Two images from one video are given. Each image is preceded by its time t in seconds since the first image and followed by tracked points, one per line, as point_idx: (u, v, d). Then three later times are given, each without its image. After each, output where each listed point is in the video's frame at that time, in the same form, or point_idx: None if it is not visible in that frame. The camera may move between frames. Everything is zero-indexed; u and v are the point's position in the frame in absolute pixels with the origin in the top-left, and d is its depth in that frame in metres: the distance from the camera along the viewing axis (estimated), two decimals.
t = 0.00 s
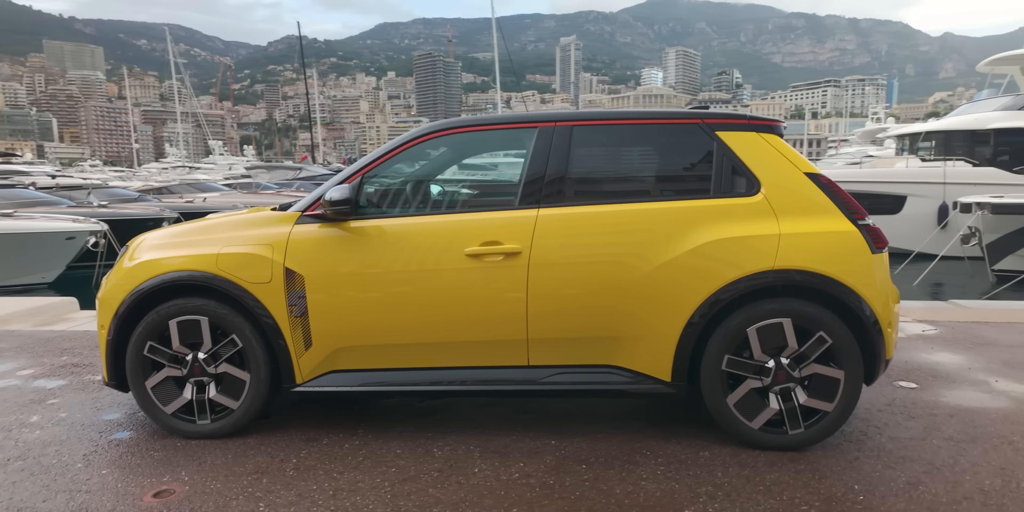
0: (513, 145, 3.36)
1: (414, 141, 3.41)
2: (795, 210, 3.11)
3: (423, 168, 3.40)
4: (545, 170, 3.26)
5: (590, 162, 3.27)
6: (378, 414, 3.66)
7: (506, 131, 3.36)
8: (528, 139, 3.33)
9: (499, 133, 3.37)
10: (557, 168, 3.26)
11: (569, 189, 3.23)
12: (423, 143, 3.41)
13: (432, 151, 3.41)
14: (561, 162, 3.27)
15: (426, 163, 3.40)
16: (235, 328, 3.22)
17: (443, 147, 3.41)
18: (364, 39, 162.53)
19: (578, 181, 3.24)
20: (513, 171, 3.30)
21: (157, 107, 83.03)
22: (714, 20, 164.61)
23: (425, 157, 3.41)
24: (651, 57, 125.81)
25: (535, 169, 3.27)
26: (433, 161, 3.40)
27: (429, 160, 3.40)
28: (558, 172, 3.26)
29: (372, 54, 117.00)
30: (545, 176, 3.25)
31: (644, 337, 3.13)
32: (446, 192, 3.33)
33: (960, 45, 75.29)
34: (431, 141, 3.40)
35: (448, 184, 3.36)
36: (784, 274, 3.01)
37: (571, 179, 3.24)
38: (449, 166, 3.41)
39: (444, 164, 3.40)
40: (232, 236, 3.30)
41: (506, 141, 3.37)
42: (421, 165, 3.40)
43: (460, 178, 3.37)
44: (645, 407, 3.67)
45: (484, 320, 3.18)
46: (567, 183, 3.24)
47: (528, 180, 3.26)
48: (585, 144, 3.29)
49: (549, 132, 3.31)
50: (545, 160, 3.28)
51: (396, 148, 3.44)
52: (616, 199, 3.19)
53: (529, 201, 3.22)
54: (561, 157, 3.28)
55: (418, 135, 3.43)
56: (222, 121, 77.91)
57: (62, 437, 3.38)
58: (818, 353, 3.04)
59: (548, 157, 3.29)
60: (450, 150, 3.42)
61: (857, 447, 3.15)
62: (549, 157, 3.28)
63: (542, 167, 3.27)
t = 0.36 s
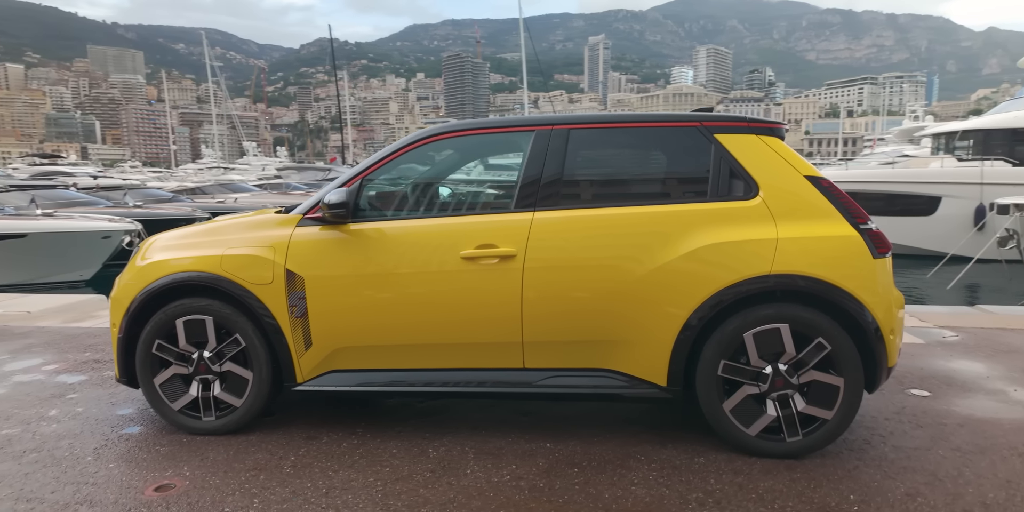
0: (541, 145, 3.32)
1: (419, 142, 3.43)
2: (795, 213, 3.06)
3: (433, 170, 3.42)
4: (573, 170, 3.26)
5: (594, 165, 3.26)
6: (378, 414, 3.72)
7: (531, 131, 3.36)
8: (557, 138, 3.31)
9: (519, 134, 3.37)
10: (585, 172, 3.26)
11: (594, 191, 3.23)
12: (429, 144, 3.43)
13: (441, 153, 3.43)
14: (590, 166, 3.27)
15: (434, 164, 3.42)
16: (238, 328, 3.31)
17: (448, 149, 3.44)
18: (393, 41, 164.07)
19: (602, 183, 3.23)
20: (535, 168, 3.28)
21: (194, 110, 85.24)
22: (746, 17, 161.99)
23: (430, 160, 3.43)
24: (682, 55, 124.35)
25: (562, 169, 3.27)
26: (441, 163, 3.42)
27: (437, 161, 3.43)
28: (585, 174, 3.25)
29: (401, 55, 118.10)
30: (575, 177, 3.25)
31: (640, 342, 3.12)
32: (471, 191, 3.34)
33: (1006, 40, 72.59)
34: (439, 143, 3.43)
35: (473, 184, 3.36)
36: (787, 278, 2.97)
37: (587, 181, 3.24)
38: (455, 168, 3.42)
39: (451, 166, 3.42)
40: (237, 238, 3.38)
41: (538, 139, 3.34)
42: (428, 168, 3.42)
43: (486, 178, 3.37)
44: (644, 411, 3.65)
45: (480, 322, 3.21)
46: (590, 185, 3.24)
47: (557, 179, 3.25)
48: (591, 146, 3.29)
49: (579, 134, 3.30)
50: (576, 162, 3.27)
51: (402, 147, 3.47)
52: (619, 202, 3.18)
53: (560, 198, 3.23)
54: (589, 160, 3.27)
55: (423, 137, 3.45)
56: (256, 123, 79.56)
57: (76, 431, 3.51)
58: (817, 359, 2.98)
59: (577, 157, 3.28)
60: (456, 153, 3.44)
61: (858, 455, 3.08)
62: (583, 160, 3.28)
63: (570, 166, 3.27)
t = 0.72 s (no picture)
0: (572, 146, 3.29)
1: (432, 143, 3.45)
2: (803, 216, 3.00)
3: (448, 171, 3.43)
4: (601, 172, 3.24)
5: (617, 166, 3.23)
6: (386, 413, 3.77)
7: (560, 133, 3.32)
8: (587, 141, 3.28)
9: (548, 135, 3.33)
10: (615, 172, 3.23)
11: (619, 192, 3.19)
12: (440, 146, 3.44)
13: (454, 154, 3.43)
14: (616, 166, 3.23)
15: (446, 167, 3.43)
16: (249, 327, 3.40)
17: (459, 152, 3.44)
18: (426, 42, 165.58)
19: (631, 184, 3.19)
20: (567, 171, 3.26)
21: (232, 111, 87.46)
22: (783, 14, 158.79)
23: (439, 163, 3.44)
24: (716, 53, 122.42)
25: (591, 170, 3.25)
26: (454, 166, 3.43)
27: (450, 164, 3.43)
28: (613, 176, 3.22)
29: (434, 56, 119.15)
30: (601, 179, 3.23)
31: (644, 346, 3.09)
32: (498, 192, 3.32)
33: None
34: (452, 144, 3.43)
35: (500, 184, 3.33)
36: (799, 284, 2.91)
37: (609, 182, 3.21)
38: (469, 170, 3.42)
39: (464, 168, 3.42)
40: (249, 239, 3.47)
41: (567, 141, 3.30)
42: (440, 170, 3.43)
43: (514, 178, 3.33)
44: (651, 416, 3.61)
45: (483, 324, 3.22)
46: (615, 187, 3.20)
47: (584, 180, 3.24)
48: (615, 146, 3.26)
49: (602, 135, 3.27)
50: (606, 164, 3.25)
51: (413, 148, 3.49)
52: (631, 204, 3.16)
53: (586, 200, 3.21)
54: (619, 160, 3.24)
55: (433, 138, 3.47)
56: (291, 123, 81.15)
57: (96, 424, 3.65)
58: (824, 366, 2.92)
59: (605, 158, 3.25)
60: (469, 155, 3.44)
61: (867, 466, 3.00)
62: (611, 160, 3.24)
63: (595, 167, 3.25)
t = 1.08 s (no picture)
0: (595, 148, 3.25)
1: (431, 143, 3.47)
2: (804, 217, 2.94)
3: (455, 170, 3.43)
4: (623, 172, 3.19)
5: (638, 165, 3.19)
6: (387, 410, 3.80)
7: (585, 133, 3.28)
8: (608, 140, 3.24)
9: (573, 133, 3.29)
10: (638, 172, 3.18)
11: (635, 192, 3.15)
12: (443, 146, 3.46)
13: (460, 154, 3.44)
14: (639, 166, 3.19)
15: (451, 166, 3.43)
16: (251, 324, 3.46)
17: (464, 152, 3.44)
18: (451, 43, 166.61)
19: (655, 183, 3.14)
20: (593, 172, 3.22)
21: (260, 112, 88.94)
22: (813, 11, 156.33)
23: (444, 163, 3.45)
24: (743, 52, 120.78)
25: (614, 170, 3.20)
26: (460, 165, 3.43)
27: (455, 164, 3.44)
28: (633, 175, 3.17)
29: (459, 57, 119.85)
30: (619, 178, 3.19)
31: (640, 347, 3.06)
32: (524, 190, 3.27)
33: None
34: (458, 144, 3.44)
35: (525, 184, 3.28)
36: (802, 286, 2.85)
37: (627, 182, 3.17)
38: (477, 170, 3.42)
39: (470, 168, 3.42)
40: (251, 238, 3.53)
41: (590, 142, 3.26)
42: (445, 169, 3.44)
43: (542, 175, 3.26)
44: (650, 418, 3.59)
45: (479, 324, 3.23)
46: (631, 186, 3.16)
47: (600, 179, 3.20)
48: (637, 145, 3.21)
49: (622, 134, 3.23)
50: (631, 163, 3.20)
51: (413, 148, 3.51)
52: (637, 203, 3.12)
53: (602, 200, 3.17)
54: (642, 160, 3.19)
55: (433, 137, 3.49)
56: (318, 123, 82.35)
57: (107, 417, 3.75)
58: (824, 370, 2.86)
59: (628, 158, 3.21)
60: (476, 154, 3.43)
61: (868, 472, 2.94)
62: (636, 159, 3.20)
63: (603, 167, 3.22)
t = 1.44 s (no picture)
0: (604, 146, 3.22)
1: (424, 140, 3.48)
2: (797, 215, 2.89)
3: (457, 167, 3.42)
4: (639, 170, 3.14)
5: (658, 163, 3.13)
6: (382, 406, 3.82)
7: (596, 130, 3.24)
8: (625, 136, 3.19)
9: (595, 129, 3.24)
10: (655, 170, 3.13)
11: (645, 189, 3.11)
12: (438, 143, 3.47)
13: (461, 151, 3.44)
14: (657, 164, 3.13)
15: (451, 164, 3.43)
16: (247, 319, 3.50)
17: (464, 149, 3.44)
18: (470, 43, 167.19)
19: (675, 181, 3.08)
20: (612, 172, 3.17)
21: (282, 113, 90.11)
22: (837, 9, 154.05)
23: (442, 160, 3.46)
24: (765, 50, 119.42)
25: (633, 169, 3.15)
26: (460, 163, 3.42)
27: (455, 161, 3.43)
28: (648, 173, 3.13)
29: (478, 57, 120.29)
30: (631, 175, 3.15)
31: (629, 346, 3.05)
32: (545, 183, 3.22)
33: None
34: (457, 142, 3.44)
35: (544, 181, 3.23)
36: (796, 285, 2.80)
37: (640, 180, 3.13)
38: (478, 167, 3.41)
39: (470, 165, 3.41)
40: (247, 235, 3.57)
41: (590, 140, 3.24)
42: (444, 168, 3.44)
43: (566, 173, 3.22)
44: (644, 418, 3.56)
45: (469, 322, 3.23)
46: (641, 184, 3.12)
47: (602, 177, 3.18)
48: (655, 143, 3.17)
49: (639, 131, 3.18)
50: (651, 162, 3.14)
51: (404, 146, 3.53)
52: (634, 201, 3.10)
53: (605, 198, 3.14)
54: (660, 158, 3.14)
55: (422, 135, 3.51)
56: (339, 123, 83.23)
57: (109, 409, 3.83)
58: (815, 369, 2.82)
59: (646, 157, 3.16)
60: (477, 152, 3.42)
61: (860, 474, 2.89)
62: (656, 157, 3.14)
63: (603, 165, 3.19)
